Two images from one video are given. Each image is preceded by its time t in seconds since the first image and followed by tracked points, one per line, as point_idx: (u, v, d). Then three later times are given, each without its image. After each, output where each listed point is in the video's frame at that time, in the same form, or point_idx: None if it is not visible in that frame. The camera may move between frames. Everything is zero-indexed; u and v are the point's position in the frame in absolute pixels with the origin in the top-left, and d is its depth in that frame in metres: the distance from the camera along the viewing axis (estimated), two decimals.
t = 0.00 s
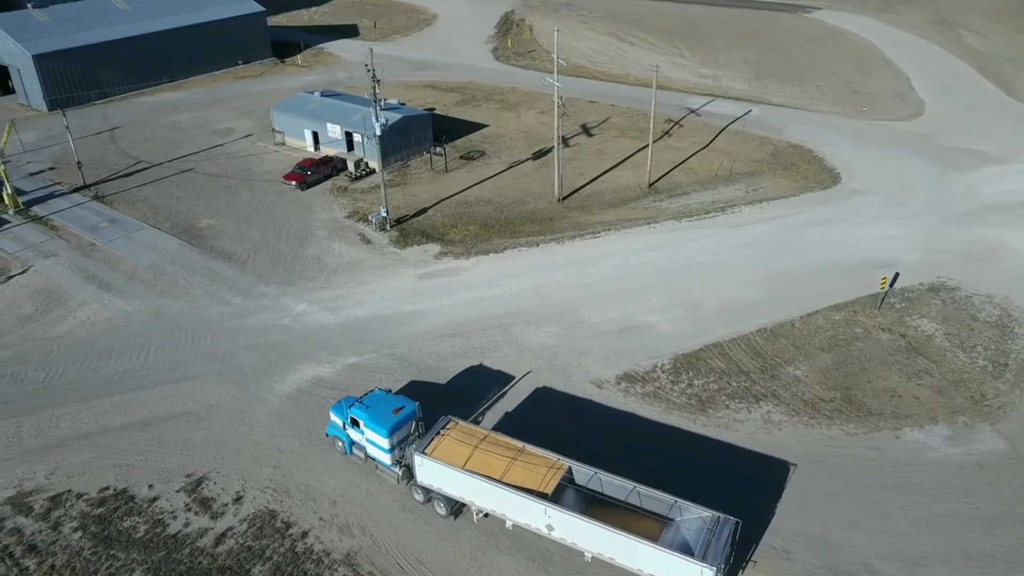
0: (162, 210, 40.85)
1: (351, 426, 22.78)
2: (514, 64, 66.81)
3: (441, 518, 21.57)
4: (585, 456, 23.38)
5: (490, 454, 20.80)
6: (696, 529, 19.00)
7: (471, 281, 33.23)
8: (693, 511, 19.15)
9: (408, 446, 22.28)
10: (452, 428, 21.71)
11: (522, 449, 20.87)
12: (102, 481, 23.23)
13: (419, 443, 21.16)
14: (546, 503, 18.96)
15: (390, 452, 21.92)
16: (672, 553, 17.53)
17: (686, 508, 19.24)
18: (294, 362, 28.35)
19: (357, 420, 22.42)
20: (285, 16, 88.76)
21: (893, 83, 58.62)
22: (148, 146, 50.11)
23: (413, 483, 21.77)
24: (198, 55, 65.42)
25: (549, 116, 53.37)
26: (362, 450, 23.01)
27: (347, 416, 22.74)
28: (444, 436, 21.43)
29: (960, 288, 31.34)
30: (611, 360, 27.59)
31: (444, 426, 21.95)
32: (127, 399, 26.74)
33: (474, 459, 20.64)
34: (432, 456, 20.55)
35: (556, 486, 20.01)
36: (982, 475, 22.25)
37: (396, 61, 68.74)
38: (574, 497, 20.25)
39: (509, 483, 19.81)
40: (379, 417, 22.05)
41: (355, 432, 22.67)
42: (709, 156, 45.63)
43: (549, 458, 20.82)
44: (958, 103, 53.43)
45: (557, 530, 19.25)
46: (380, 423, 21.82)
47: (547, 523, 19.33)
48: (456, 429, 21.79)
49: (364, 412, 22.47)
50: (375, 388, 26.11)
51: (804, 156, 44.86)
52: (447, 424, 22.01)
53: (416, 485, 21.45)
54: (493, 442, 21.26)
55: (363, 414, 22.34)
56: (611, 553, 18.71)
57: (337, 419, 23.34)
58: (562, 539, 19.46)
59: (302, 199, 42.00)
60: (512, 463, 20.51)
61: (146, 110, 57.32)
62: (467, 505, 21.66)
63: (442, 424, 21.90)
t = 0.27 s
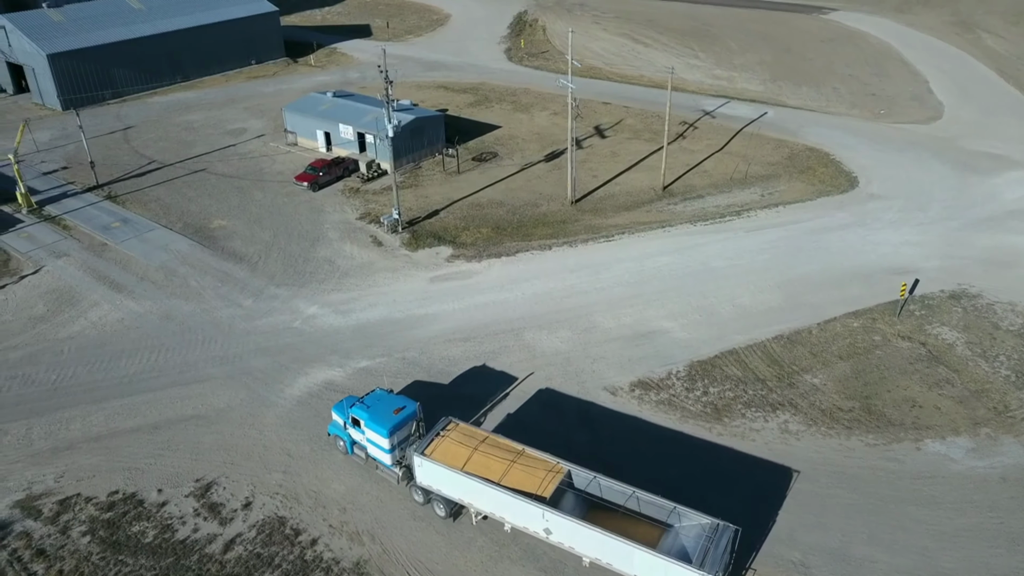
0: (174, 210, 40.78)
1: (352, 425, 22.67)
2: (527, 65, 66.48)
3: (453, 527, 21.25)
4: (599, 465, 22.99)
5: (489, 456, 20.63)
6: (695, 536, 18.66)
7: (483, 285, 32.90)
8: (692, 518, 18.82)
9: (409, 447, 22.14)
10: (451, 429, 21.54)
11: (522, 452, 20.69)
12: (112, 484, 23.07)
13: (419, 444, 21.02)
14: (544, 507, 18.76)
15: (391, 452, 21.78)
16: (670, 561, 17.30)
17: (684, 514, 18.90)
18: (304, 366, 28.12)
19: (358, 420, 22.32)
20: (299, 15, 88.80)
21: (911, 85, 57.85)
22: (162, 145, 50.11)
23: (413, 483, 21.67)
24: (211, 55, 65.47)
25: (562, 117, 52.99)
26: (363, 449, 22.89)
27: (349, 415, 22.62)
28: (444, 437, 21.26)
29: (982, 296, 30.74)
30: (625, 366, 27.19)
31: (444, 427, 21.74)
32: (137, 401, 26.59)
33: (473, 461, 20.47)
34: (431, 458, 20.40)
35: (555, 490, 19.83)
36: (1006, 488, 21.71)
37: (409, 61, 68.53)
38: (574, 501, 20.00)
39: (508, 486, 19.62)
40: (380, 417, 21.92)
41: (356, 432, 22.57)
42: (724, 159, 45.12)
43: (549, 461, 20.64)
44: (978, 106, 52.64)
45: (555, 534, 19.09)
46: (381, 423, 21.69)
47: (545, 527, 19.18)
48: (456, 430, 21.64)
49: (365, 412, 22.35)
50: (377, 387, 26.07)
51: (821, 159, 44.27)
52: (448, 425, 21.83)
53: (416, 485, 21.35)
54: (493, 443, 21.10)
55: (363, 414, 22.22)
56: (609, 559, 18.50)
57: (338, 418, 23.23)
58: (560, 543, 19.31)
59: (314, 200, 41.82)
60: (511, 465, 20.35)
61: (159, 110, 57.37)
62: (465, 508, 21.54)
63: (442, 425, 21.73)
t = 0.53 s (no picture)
0: (188, 212, 40.67)
1: (353, 426, 22.51)
2: (542, 66, 66.04)
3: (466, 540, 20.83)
4: (615, 477, 22.51)
5: (488, 459, 20.40)
6: (694, 546, 18.32)
7: (497, 290, 32.48)
8: (691, 527, 18.45)
9: (409, 449, 21.96)
10: (451, 432, 21.39)
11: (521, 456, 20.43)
12: (121, 491, 22.84)
13: (417, 446, 20.91)
14: (539, 512, 18.46)
15: (391, 453, 21.60)
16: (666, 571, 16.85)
17: (684, 523, 18.53)
18: (316, 371, 27.82)
19: (359, 421, 22.19)
20: (314, 16, 88.82)
21: (933, 89, 56.93)
22: (176, 146, 50.09)
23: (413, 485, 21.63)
24: (226, 56, 65.49)
25: (578, 120, 52.52)
26: (364, 450, 22.77)
27: (350, 416, 22.47)
28: (444, 440, 21.12)
29: (1009, 306, 29.99)
30: (641, 376, 26.70)
31: (443, 430, 21.60)
32: (148, 406, 26.37)
33: (471, 464, 20.27)
34: (429, 459, 20.26)
35: (553, 495, 19.49)
36: None
37: (423, 62, 68.27)
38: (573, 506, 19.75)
39: (504, 490, 19.39)
40: (380, 418, 21.73)
41: (357, 433, 22.46)
42: (742, 163, 44.48)
43: (548, 466, 20.34)
44: (1002, 110, 51.68)
45: (552, 540, 18.72)
46: (381, 425, 21.50)
47: (542, 532, 18.83)
48: (456, 433, 21.47)
49: (366, 412, 22.21)
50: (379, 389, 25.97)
51: (841, 165, 43.54)
52: (448, 427, 21.68)
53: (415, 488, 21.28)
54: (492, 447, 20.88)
55: (364, 415, 22.09)
56: (604, 567, 18.10)
57: (340, 419, 23.11)
58: (557, 550, 18.92)
59: (327, 203, 41.59)
60: (510, 470, 20.09)
61: (174, 111, 57.39)
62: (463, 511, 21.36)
63: (442, 427, 21.56)
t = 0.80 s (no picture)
0: (200, 213, 40.49)
1: (354, 427, 22.56)
2: (555, 68, 65.58)
3: (478, 553, 20.39)
4: (631, 490, 22.04)
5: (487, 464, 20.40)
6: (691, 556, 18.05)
7: (509, 295, 32.04)
8: (689, 537, 18.21)
9: (409, 451, 21.93)
10: (451, 436, 21.42)
11: (520, 461, 20.40)
12: (129, 497, 22.59)
13: (417, 448, 20.97)
14: (537, 518, 18.37)
15: (391, 455, 21.62)
16: None
17: (681, 532, 18.30)
18: (327, 377, 27.50)
19: (359, 423, 22.25)
20: (327, 17, 88.73)
21: (953, 93, 56.05)
22: (189, 147, 49.99)
23: (412, 488, 21.52)
24: (240, 56, 65.44)
25: (592, 123, 52.03)
26: (364, 452, 22.80)
27: (350, 417, 22.52)
28: (443, 443, 21.17)
29: None
30: (656, 386, 26.21)
31: (443, 433, 21.65)
32: (157, 411, 26.13)
33: (469, 468, 20.28)
34: (427, 462, 20.32)
35: (551, 501, 19.39)
36: None
37: (437, 63, 67.96)
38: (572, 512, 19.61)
39: (502, 495, 19.35)
40: (380, 420, 21.72)
41: (357, 434, 22.52)
42: (758, 167, 43.84)
43: (547, 472, 20.28)
44: None
45: (549, 547, 18.62)
46: (381, 427, 21.49)
47: (539, 539, 18.73)
48: (456, 437, 21.50)
49: (366, 414, 22.27)
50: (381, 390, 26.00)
51: (860, 170, 42.84)
52: (448, 431, 21.72)
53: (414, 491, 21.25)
54: (492, 452, 20.88)
55: (364, 416, 22.14)
56: (599, 574, 17.96)
57: (340, 420, 23.18)
58: (554, 556, 18.79)
59: (339, 205, 41.33)
60: (508, 475, 20.06)
61: (187, 111, 57.34)
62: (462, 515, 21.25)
63: (441, 430, 21.63)
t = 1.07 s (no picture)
0: (210, 214, 40.34)
1: (354, 428, 22.65)
2: (568, 69, 65.15)
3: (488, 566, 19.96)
4: (644, 503, 21.63)
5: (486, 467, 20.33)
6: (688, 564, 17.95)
7: (521, 300, 31.63)
8: (687, 544, 18.10)
9: (409, 452, 22.02)
10: (451, 438, 21.37)
11: (519, 465, 20.33)
12: (136, 504, 22.35)
13: (415, 450, 20.95)
14: (534, 523, 18.28)
15: (390, 457, 21.71)
16: None
17: (679, 540, 18.18)
18: (336, 382, 27.21)
19: (359, 424, 22.32)
20: (339, 17, 88.68)
21: (971, 96, 55.26)
22: (200, 147, 49.89)
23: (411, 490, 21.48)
24: (251, 56, 65.34)
25: (604, 125, 51.57)
26: (364, 453, 22.86)
27: (351, 418, 22.60)
28: (442, 446, 21.12)
29: None
30: (670, 395, 25.78)
31: (442, 435, 21.57)
32: (164, 415, 25.91)
33: (468, 471, 20.24)
34: (426, 465, 20.30)
35: (549, 506, 19.30)
36: None
37: (448, 64, 67.68)
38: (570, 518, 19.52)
39: (500, 499, 19.28)
40: (380, 421, 21.81)
41: (357, 435, 22.58)
42: (773, 171, 43.27)
43: (545, 477, 20.19)
44: None
45: (546, 552, 18.51)
46: (380, 428, 21.58)
47: (536, 544, 18.63)
48: (455, 439, 21.45)
49: (366, 415, 22.33)
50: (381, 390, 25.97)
51: (877, 174, 42.21)
52: (447, 433, 21.67)
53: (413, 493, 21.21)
54: (491, 455, 20.82)
55: (364, 417, 22.21)
56: None
57: (341, 421, 23.24)
58: (551, 562, 18.68)
59: (349, 207, 41.09)
60: (507, 478, 19.99)
61: (199, 111, 57.28)
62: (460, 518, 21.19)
63: (441, 433, 21.56)
